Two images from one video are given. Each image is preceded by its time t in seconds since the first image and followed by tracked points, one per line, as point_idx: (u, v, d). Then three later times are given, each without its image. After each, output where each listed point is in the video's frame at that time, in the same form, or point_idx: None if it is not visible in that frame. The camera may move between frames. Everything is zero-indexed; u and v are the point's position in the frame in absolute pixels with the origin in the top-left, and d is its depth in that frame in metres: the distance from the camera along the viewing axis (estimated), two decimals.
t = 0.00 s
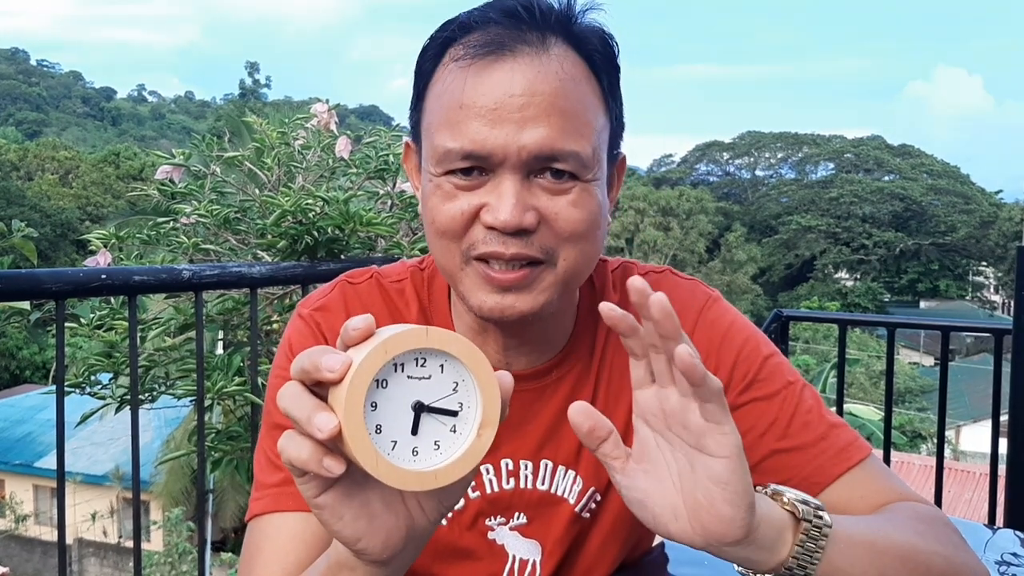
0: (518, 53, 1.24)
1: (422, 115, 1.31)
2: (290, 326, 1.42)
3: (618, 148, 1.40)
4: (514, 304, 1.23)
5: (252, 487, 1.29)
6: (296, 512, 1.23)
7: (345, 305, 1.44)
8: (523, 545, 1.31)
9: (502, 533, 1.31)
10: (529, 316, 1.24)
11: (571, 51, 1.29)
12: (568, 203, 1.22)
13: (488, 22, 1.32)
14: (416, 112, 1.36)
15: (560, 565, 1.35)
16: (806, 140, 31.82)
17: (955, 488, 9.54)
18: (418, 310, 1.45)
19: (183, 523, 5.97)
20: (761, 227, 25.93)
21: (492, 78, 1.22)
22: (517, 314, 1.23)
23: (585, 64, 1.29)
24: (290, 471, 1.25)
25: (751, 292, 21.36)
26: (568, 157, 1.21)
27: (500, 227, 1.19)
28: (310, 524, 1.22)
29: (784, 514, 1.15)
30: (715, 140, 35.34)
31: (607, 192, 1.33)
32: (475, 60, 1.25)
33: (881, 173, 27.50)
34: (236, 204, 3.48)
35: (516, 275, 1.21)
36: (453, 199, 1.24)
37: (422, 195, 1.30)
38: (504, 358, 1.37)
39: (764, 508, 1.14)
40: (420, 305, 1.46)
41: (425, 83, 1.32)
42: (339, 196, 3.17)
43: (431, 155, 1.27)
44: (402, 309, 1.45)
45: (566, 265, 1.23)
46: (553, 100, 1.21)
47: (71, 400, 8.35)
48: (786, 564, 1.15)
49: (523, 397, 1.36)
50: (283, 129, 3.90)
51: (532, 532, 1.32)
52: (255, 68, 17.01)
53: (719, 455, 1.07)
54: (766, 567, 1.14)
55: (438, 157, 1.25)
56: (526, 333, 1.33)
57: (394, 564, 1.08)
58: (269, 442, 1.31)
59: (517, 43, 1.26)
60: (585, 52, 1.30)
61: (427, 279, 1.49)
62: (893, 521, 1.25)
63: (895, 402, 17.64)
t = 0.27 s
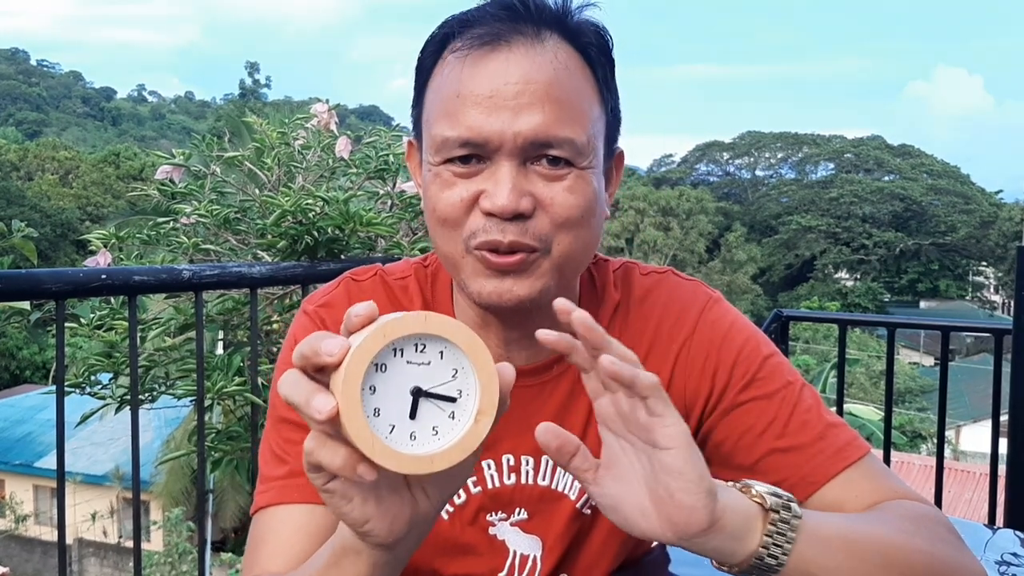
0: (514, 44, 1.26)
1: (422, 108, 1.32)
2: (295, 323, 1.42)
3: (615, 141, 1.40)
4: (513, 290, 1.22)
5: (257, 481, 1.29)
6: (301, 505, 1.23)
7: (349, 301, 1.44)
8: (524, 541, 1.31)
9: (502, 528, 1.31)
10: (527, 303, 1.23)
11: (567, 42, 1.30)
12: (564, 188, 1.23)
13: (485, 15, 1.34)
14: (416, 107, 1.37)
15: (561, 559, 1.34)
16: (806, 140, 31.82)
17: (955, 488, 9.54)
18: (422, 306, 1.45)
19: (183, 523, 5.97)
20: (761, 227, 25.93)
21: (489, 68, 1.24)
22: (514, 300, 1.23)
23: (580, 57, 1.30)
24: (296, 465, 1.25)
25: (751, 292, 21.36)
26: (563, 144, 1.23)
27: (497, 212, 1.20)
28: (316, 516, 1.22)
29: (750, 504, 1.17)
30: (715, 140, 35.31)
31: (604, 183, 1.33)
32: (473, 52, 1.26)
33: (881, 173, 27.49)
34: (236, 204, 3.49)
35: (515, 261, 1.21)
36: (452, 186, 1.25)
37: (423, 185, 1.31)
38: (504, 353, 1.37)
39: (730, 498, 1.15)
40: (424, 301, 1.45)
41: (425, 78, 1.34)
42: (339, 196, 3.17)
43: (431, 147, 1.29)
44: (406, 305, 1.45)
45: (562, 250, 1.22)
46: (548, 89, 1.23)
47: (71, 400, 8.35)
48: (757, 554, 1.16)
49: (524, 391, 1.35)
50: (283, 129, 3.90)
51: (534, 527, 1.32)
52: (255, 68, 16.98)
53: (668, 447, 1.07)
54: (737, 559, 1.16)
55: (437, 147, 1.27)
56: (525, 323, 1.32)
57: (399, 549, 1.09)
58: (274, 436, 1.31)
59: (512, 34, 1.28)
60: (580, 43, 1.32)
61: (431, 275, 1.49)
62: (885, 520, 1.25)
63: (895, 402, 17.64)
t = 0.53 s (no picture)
0: (519, 40, 1.27)
1: (429, 103, 1.33)
2: (303, 316, 1.43)
3: (619, 139, 1.41)
4: (516, 280, 1.22)
5: (267, 468, 1.30)
6: (313, 489, 1.24)
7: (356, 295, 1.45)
8: (525, 536, 1.31)
9: (505, 522, 1.32)
10: (530, 294, 1.23)
11: (571, 39, 1.30)
12: (567, 178, 1.23)
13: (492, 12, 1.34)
14: (422, 103, 1.38)
15: (562, 555, 1.33)
16: (806, 139, 31.81)
17: (955, 488, 9.54)
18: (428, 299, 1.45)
19: (184, 523, 5.97)
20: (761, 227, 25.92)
21: (494, 62, 1.24)
22: (518, 290, 1.23)
23: (584, 53, 1.30)
24: (306, 451, 1.26)
25: (751, 292, 21.35)
26: (566, 136, 1.23)
27: (501, 203, 1.20)
28: (328, 500, 1.24)
29: (688, 528, 1.17)
30: (715, 140, 35.31)
31: (608, 179, 1.33)
32: (479, 47, 1.27)
33: (881, 173, 27.50)
34: (236, 204, 3.49)
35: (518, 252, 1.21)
36: (458, 177, 1.25)
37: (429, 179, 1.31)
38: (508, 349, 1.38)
39: (663, 522, 1.15)
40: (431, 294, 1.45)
41: (432, 75, 1.35)
42: (339, 196, 3.17)
43: (437, 140, 1.29)
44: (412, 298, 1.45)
45: (565, 242, 1.22)
46: (552, 82, 1.23)
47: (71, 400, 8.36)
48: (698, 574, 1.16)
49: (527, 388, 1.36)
50: (283, 129, 3.90)
51: (535, 523, 1.32)
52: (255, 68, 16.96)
53: (591, 480, 1.10)
54: None
55: (442, 140, 1.27)
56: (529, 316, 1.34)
57: (417, 520, 1.07)
58: (284, 425, 1.32)
59: (518, 30, 1.28)
60: (584, 40, 1.32)
61: (438, 269, 1.49)
62: (870, 525, 1.24)
63: (895, 402, 17.65)
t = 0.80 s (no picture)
0: (541, 38, 1.25)
1: (445, 98, 1.31)
2: (309, 308, 1.43)
3: (631, 142, 1.41)
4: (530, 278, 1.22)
5: (273, 455, 1.28)
6: (320, 473, 1.22)
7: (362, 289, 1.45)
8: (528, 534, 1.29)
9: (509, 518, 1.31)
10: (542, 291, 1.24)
11: (591, 41, 1.30)
12: (582, 179, 1.22)
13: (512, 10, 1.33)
14: (438, 99, 1.36)
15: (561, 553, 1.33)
16: (806, 139, 31.82)
17: (955, 488, 9.54)
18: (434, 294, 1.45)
19: (184, 523, 5.97)
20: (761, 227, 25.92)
21: (513, 58, 1.23)
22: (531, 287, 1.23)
23: (601, 56, 1.30)
24: (314, 436, 1.25)
25: (751, 292, 21.34)
26: (582, 136, 1.22)
27: (516, 201, 1.19)
28: (335, 484, 1.22)
29: None
30: (715, 140, 35.32)
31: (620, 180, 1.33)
32: (499, 43, 1.25)
33: (881, 173, 27.51)
34: (236, 204, 3.49)
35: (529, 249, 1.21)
36: (473, 173, 1.24)
37: (442, 173, 1.30)
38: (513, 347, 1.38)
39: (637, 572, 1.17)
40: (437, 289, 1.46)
41: (449, 69, 1.33)
42: (339, 196, 3.17)
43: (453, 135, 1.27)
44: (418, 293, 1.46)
45: (578, 242, 1.22)
46: (571, 82, 1.22)
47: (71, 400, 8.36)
48: None
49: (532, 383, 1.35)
50: (283, 129, 3.90)
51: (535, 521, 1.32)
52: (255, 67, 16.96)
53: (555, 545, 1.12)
54: None
55: (458, 134, 1.25)
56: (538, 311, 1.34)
57: (441, 501, 1.01)
58: (290, 412, 1.31)
59: (539, 28, 1.27)
60: (603, 42, 1.32)
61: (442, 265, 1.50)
62: (859, 540, 1.25)
63: (895, 402, 17.65)
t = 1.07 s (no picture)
0: (576, 41, 1.24)
1: (472, 94, 1.30)
2: (315, 303, 1.45)
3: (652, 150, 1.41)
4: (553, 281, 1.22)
5: (278, 445, 1.29)
6: (327, 460, 1.22)
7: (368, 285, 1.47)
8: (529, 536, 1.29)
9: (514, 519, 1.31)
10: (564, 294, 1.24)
11: (623, 49, 1.30)
12: (607, 188, 1.23)
13: (545, 12, 1.32)
14: (463, 95, 1.35)
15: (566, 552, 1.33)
16: (806, 139, 31.82)
17: (955, 488, 9.55)
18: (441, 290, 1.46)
19: (183, 523, 5.98)
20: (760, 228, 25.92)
21: (546, 59, 1.21)
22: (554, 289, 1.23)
23: (631, 64, 1.30)
24: (322, 425, 1.25)
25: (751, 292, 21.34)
26: (611, 143, 1.22)
27: (543, 203, 1.19)
28: (343, 472, 1.22)
29: None
30: (714, 140, 35.34)
31: (639, 188, 1.34)
32: (533, 43, 1.24)
33: (881, 173, 27.51)
34: (236, 204, 3.49)
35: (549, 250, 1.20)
36: (499, 173, 1.23)
37: (465, 170, 1.29)
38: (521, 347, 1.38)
39: None
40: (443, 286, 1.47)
41: (478, 64, 1.32)
42: (339, 196, 3.17)
43: (479, 131, 1.26)
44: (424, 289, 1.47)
45: (598, 249, 1.24)
46: (603, 87, 1.21)
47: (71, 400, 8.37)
48: None
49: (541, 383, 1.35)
50: (283, 129, 3.91)
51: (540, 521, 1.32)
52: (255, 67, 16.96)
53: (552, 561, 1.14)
54: None
55: (486, 131, 1.24)
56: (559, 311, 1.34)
57: (456, 495, 0.94)
58: (297, 403, 1.31)
59: (575, 32, 1.26)
60: (632, 51, 1.32)
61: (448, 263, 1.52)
62: (859, 543, 1.26)
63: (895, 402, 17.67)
